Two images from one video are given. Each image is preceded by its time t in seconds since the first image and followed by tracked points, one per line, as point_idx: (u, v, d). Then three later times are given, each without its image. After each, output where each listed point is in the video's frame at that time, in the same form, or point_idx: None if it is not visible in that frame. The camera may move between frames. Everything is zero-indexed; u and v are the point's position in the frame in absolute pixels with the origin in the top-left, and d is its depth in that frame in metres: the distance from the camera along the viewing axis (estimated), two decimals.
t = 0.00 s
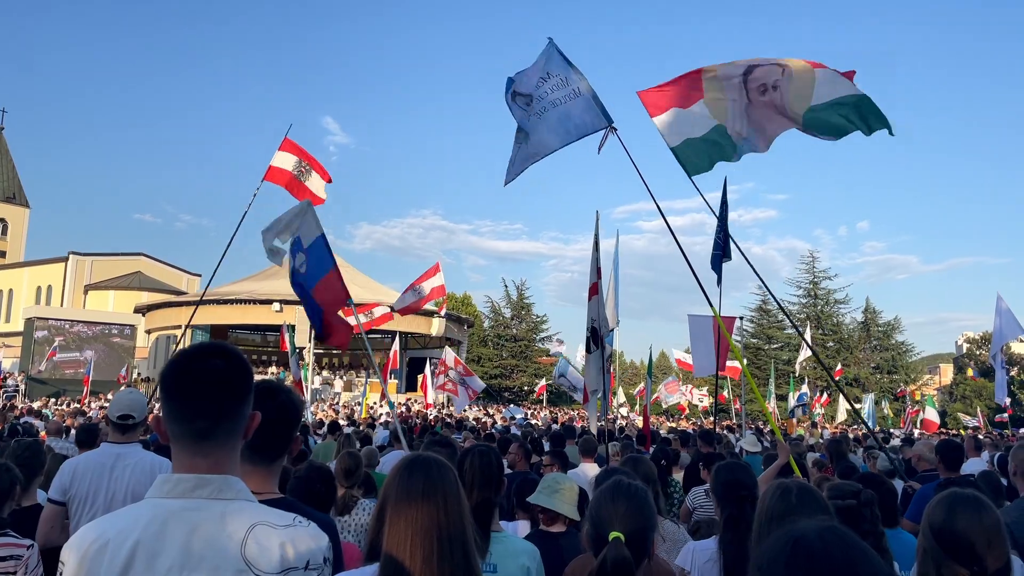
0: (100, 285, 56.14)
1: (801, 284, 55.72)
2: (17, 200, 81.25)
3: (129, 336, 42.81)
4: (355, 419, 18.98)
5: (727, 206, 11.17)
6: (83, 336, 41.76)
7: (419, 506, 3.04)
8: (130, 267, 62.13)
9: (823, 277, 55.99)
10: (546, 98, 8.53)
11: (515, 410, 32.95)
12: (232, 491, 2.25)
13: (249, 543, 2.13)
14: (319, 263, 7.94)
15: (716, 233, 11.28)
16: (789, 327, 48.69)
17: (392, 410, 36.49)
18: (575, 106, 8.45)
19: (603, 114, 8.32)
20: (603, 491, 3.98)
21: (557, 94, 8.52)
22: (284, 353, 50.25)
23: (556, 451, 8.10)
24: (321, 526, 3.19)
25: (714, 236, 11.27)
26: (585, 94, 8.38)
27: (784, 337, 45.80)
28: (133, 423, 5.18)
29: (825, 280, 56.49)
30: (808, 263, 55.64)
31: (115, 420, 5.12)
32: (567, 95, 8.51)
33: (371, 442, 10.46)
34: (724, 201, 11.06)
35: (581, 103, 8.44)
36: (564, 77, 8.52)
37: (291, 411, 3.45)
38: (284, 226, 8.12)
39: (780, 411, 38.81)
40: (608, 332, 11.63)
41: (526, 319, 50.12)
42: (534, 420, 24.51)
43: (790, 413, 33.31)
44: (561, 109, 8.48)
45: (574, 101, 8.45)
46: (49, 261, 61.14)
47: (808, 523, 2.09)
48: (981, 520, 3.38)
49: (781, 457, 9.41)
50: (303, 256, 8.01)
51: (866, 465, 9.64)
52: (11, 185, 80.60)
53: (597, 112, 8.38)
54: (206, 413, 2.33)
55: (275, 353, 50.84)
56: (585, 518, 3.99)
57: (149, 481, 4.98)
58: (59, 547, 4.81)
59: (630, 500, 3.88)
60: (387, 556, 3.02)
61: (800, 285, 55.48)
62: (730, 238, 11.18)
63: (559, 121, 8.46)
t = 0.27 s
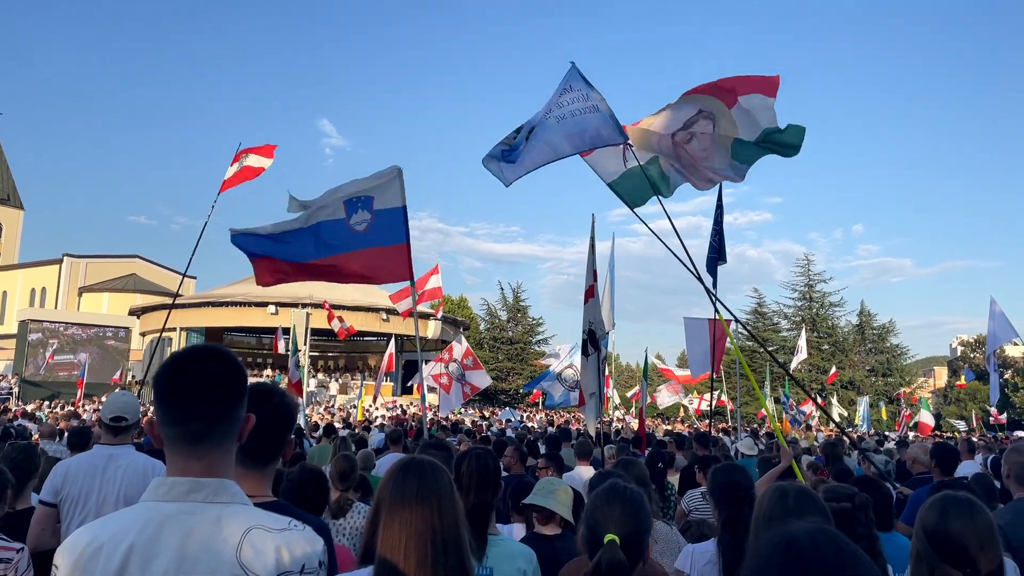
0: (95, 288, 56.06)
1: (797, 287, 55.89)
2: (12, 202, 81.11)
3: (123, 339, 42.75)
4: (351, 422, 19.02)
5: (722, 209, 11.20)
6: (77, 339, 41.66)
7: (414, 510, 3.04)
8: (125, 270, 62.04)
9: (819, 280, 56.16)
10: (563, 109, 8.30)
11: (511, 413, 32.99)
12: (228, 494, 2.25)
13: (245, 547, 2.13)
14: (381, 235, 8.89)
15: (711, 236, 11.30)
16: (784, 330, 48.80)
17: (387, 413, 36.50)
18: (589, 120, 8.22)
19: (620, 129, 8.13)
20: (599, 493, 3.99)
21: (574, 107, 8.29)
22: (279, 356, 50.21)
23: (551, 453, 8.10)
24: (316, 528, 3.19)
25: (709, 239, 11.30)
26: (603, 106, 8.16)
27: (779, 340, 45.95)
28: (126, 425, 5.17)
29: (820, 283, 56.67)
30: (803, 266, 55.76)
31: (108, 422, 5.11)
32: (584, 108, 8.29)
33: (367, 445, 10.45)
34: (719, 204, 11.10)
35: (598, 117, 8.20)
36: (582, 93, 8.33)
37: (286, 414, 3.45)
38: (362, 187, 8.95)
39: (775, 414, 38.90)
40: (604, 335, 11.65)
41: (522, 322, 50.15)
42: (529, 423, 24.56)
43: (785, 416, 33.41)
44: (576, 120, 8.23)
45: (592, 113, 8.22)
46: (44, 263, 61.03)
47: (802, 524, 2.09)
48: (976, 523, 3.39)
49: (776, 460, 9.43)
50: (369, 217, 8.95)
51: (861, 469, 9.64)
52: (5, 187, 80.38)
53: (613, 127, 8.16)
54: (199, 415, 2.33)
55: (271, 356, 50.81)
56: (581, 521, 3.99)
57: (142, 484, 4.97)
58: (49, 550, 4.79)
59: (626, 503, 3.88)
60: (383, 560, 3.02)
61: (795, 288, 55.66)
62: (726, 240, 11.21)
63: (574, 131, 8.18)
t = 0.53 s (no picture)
0: (84, 291, 55.76)
1: (788, 291, 56.09)
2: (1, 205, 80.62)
3: (113, 343, 42.53)
4: (341, 427, 18.97)
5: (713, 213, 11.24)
6: (66, 343, 41.42)
7: (404, 514, 3.03)
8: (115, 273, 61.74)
9: (809, 284, 56.36)
10: (579, 125, 8.24)
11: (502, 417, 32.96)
12: (216, 499, 2.24)
13: (234, 552, 2.12)
14: (445, 242, 8.94)
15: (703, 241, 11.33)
16: (775, 334, 48.94)
17: (379, 417, 36.42)
18: (607, 138, 8.18)
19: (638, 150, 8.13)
20: (591, 497, 3.99)
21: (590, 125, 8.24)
22: (270, 360, 50.05)
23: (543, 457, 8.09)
24: (304, 532, 3.18)
25: (701, 244, 11.33)
26: (622, 124, 8.14)
27: (770, 344, 46.08)
28: (113, 430, 5.16)
29: (811, 287, 56.88)
30: (794, 270, 55.94)
31: (94, 426, 5.10)
32: (602, 125, 8.26)
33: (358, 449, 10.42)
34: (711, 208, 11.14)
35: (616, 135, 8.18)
36: (601, 112, 8.30)
37: (277, 419, 3.44)
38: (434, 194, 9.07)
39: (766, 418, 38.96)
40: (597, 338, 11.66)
41: (514, 326, 50.14)
42: (520, 427, 24.54)
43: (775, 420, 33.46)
44: (595, 137, 8.18)
45: (611, 129, 8.18)
46: (33, 267, 60.67)
47: (793, 528, 2.10)
48: (964, 527, 3.41)
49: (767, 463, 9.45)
50: (438, 224, 9.00)
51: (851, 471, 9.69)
52: None
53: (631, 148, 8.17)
54: (188, 420, 2.32)
55: (262, 359, 50.66)
56: (571, 524, 3.99)
57: (129, 487, 4.94)
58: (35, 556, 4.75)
59: (618, 506, 3.88)
60: (372, 564, 3.01)
61: (786, 292, 55.87)
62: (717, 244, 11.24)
63: (592, 146, 8.14)
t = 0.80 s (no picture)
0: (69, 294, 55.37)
1: (776, 296, 56.33)
2: None
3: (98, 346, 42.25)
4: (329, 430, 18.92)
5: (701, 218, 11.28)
6: (51, 345, 41.12)
7: (390, 517, 3.02)
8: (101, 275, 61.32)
9: (797, 288, 56.63)
10: (609, 144, 9.35)
11: (491, 421, 32.93)
12: (199, 502, 2.23)
13: (216, 555, 2.10)
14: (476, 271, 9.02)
15: (692, 246, 11.37)
16: (763, 338, 49.13)
17: (366, 420, 36.32)
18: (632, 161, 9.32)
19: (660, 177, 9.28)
20: (579, 500, 3.99)
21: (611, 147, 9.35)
22: (257, 363, 49.84)
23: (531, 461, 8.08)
24: (290, 536, 3.16)
25: (690, 248, 11.36)
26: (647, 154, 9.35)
27: (758, 348, 46.27)
28: (96, 433, 5.14)
29: (798, 292, 57.14)
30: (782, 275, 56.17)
31: (78, 429, 5.07)
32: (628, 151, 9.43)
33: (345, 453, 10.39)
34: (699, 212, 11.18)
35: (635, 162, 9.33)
36: (627, 138, 9.52)
37: (263, 423, 3.42)
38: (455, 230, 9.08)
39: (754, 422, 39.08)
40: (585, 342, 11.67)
41: (503, 329, 50.12)
42: (508, 431, 24.55)
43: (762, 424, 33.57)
44: (623, 152, 9.28)
45: (636, 156, 9.37)
46: (17, 268, 60.21)
47: (781, 531, 2.11)
48: (951, 530, 3.43)
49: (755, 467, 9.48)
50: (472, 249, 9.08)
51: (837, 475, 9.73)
52: None
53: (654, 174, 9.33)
54: (172, 421, 2.31)
55: (249, 362, 50.45)
56: (559, 527, 3.99)
57: (113, 491, 4.91)
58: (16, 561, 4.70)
59: (606, 509, 3.89)
60: (358, 568, 3.00)
61: (774, 297, 56.11)
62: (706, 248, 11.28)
63: (620, 162, 9.23)
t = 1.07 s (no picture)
0: (48, 294, 54.76)
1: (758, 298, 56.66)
2: None
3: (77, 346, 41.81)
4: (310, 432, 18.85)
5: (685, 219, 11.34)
6: (29, 346, 40.65)
7: (372, 518, 3.01)
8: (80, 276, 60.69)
9: (779, 291, 57.00)
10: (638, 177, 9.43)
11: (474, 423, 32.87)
12: (179, 504, 2.21)
13: (196, 558, 2.08)
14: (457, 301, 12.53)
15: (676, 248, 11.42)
16: (745, 341, 49.41)
17: (349, 422, 36.18)
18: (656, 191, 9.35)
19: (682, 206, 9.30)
20: (563, 501, 3.99)
21: (645, 183, 9.42)
22: (238, 364, 49.52)
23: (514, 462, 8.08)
24: (272, 539, 3.13)
25: (674, 250, 11.41)
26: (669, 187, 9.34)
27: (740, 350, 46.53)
28: (75, 435, 5.10)
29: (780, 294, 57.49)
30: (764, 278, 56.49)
31: (57, 431, 5.03)
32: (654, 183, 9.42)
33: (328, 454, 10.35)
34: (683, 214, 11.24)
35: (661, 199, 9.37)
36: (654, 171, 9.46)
37: (244, 424, 3.40)
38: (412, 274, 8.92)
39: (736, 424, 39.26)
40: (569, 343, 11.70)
41: (487, 331, 50.09)
42: (491, 432, 24.54)
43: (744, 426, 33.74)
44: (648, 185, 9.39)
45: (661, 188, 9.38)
46: None
47: (767, 532, 2.13)
48: (932, 528, 3.48)
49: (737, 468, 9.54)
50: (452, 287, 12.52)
51: (817, 476, 9.83)
52: None
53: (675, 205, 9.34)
54: (150, 422, 2.29)
55: (230, 364, 50.13)
56: (544, 528, 3.99)
57: (92, 492, 4.86)
58: None
59: (591, 509, 3.90)
60: (340, 569, 2.99)
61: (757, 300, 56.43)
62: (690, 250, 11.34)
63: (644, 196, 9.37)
